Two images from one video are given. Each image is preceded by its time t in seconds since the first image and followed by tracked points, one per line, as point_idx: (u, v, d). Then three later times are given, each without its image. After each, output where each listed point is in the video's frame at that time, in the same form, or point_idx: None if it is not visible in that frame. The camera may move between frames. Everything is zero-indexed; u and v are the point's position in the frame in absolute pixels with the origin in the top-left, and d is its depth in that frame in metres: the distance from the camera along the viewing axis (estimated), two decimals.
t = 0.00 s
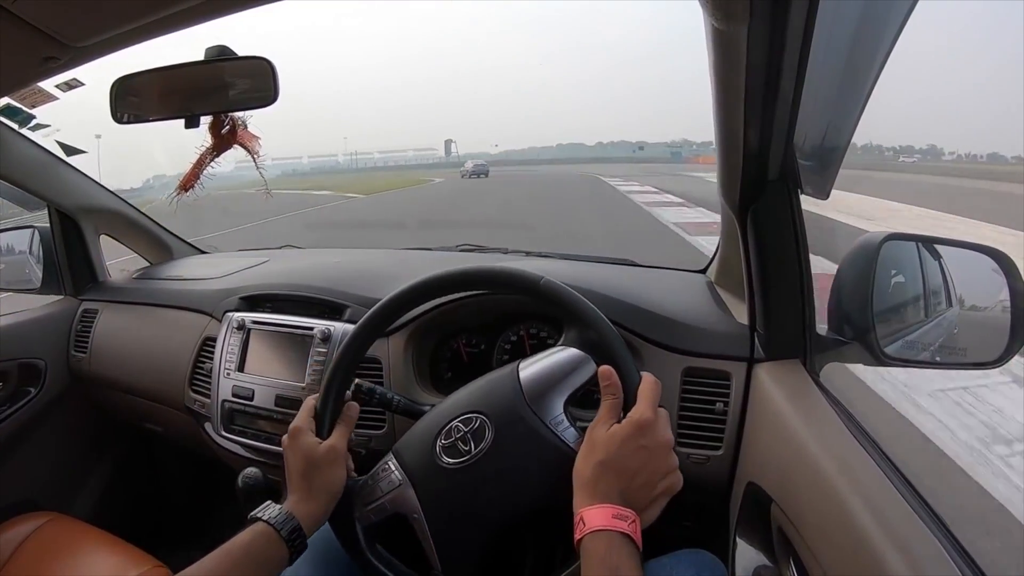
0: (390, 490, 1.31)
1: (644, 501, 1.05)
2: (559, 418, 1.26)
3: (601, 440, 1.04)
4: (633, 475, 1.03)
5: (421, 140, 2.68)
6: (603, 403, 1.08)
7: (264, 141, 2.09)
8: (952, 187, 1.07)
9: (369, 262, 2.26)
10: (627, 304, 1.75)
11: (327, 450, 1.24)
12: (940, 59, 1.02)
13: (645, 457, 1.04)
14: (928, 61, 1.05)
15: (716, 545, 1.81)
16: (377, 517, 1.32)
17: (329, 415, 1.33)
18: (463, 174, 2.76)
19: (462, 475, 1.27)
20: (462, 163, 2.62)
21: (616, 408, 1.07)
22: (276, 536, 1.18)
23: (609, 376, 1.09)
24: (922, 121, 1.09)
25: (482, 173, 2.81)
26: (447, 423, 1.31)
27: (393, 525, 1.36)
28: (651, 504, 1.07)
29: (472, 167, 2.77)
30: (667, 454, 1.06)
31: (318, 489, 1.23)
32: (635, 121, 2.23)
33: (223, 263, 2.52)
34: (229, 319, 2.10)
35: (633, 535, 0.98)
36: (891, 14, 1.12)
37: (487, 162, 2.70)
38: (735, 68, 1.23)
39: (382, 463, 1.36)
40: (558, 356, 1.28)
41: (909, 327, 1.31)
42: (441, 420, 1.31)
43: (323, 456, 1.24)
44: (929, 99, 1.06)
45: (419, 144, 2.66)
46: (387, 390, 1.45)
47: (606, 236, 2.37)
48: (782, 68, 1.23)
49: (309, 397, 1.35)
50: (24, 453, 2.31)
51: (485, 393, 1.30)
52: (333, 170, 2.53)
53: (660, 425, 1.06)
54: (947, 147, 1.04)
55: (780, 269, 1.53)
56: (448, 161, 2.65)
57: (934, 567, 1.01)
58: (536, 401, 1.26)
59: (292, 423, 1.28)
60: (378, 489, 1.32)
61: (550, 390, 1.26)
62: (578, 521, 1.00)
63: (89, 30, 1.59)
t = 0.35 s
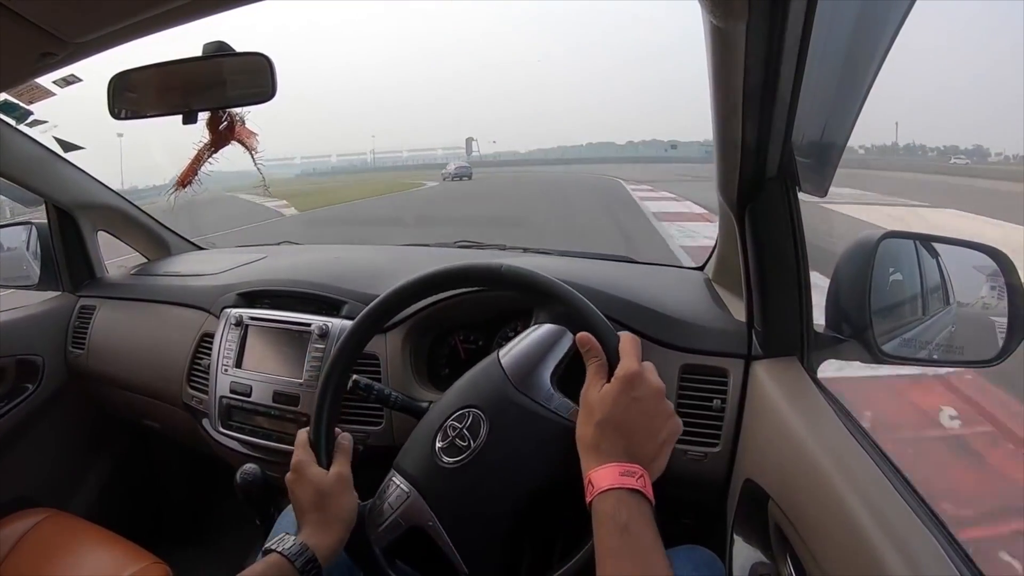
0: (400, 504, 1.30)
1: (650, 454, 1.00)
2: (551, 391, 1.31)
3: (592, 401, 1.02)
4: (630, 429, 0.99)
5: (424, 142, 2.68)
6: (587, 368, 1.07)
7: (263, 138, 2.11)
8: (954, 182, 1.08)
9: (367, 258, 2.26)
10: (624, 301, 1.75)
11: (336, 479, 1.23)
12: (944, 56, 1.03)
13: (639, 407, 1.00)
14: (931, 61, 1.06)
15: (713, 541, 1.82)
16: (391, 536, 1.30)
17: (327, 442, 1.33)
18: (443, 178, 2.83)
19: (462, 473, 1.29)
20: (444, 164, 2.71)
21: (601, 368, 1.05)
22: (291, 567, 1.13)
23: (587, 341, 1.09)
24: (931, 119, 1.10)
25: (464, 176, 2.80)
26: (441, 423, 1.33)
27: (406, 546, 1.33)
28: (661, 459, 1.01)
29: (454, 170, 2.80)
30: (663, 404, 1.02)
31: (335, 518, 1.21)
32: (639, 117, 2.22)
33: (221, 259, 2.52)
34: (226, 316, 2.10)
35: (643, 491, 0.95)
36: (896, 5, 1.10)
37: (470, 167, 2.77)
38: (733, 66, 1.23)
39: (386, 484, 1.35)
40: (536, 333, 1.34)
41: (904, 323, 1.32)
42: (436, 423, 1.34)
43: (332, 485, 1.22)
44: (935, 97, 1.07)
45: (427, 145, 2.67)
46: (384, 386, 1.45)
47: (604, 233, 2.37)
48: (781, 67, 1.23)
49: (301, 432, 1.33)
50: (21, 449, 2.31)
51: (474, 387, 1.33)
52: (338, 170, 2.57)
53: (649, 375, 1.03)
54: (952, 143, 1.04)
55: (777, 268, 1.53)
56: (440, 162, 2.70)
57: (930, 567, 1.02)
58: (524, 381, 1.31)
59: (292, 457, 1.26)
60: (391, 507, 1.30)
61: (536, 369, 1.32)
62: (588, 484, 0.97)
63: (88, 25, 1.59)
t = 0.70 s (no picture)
0: (416, 520, 1.31)
1: (644, 404, 0.96)
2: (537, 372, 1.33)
3: (576, 366, 1.00)
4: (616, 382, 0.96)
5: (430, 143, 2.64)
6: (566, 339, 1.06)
7: (263, 133, 2.08)
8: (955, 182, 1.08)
9: (366, 258, 2.26)
10: (623, 302, 1.75)
11: (349, 512, 1.29)
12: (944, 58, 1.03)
13: (621, 359, 0.97)
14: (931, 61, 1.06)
15: (711, 542, 1.82)
16: (415, 554, 1.31)
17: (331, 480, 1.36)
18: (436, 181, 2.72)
19: (464, 474, 1.30)
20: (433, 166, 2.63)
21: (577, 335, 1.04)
22: None
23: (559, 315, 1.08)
24: (932, 120, 1.10)
25: (455, 178, 2.68)
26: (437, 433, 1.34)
27: (431, 564, 1.34)
28: (659, 407, 0.98)
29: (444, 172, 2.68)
30: (647, 353, 0.99)
31: (355, 551, 1.25)
32: (639, 118, 2.21)
33: (220, 259, 2.52)
34: (225, 316, 2.10)
35: (644, 443, 0.92)
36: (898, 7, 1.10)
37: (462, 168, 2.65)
38: (732, 67, 1.23)
39: (397, 504, 1.35)
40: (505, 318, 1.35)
41: (903, 325, 1.32)
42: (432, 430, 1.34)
43: (347, 519, 1.28)
44: (939, 98, 1.07)
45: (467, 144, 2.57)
46: (383, 387, 1.45)
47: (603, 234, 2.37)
48: (780, 68, 1.23)
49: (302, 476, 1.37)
50: (20, 449, 2.31)
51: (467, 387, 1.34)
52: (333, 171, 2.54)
53: (624, 327, 1.00)
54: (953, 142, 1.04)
55: (777, 269, 1.53)
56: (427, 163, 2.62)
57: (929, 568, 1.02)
58: (508, 368, 1.32)
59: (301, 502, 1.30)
60: (407, 529, 1.31)
61: (517, 352, 1.33)
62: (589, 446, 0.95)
63: (88, 25, 1.59)
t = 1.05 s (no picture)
0: (417, 525, 1.34)
1: (634, 390, 0.98)
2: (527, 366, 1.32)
3: (566, 358, 1.02)
4: (604, 371, 0.98)
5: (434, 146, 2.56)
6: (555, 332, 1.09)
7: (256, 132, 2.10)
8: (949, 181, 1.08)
9: (361, 258, 2.26)
10: (617, 302, 1.75)
11: (351, 523, 1.30)
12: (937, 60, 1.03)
13: (607, 348, 0.99)
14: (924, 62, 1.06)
15: (705, 541, 1.82)
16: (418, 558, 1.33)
17: (327, 490, 1.37)
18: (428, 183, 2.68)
19: (460, 472, 1.32)
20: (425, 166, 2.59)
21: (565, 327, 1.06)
22: None
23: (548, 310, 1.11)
24: (927, 118, 1.10)
25: (448, 181, 2.65)
26: (432, 433, 1.37)
27: (434, 566, 1.37)
28: (649, 393, 1.00)
29: (437, 173, 2.65)
30: (634, 341, 1.01)
31: (359, 557, 1.26)
32: (634, 119, 2.21)
33: (214, 259, 2.52)
34: (219, 316, 2.10)
35: (635, 430, 0.94)
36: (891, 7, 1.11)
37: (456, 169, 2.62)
38: (726, 68, 1.24)
39: (398, 510, 1.38)
40: (492, 315, 1.37)
41: (897, 325, 1.33)
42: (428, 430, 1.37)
43: (350, 529, 1.28)
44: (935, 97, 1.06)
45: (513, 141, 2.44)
46: (378, 386, 1.45)
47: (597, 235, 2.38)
48: (774, 68, 1.23)
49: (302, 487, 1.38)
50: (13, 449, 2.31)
51: (459, 387, 1.36)
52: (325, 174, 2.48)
53: (609, 316, 1.02)
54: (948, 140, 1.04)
55: (771, 269, 1.53)
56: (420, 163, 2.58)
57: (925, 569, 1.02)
58: (500, 366, 1.32)
59: (300, 515, 1.29)
60: (409, 535, 1.33)
61: (506, 347, 1.33)
62: (582, 434, 0.97)
63: (81, 24, 1.58)
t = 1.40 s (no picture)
0: (426, 528, 1.33)
1: (629, 373, 1.01)
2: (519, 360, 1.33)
3: (558, 345, 1.04)
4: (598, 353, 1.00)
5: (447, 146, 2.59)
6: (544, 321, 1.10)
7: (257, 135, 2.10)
8: (951, 176, 1.08)
9: (361, 258, 2.26)
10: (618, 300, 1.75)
11: (360, 532, 1.36)
12: (935, 59, 1.04)
13: (599, 333, 1.01)
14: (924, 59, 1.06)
15: (706, 539, 1.82)
16: (430, 561, 1.33)
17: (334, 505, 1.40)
18: (425, 183, 2.65)
19: (463, 471, 1.32)
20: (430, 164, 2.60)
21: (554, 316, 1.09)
22: None
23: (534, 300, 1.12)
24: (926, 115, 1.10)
25: (445, 181, 2.68)
26: (434, 434, 1.37)
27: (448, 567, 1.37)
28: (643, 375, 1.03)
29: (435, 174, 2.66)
30: (625, 324, 1.04)
31: (370, 567, 1.32)
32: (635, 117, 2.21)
33: (215, 259, 2.52)
34: (220, 316, 2.10)
35: (634, 411, 0.96)
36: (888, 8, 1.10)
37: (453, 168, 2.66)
38: (725, 66, 1.24)
39: (406, 516, 1.38)
40: (479, 314, 1.38)
41: (898, 324, 1.33)
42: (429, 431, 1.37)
43: (359, 539, 1.35)
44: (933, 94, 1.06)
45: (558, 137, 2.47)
46: (379, 386, 1.45)
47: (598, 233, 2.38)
48: (773, 67, 1.23)
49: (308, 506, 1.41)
50: (14, 450, 2.31)
51: (458, 387, 1.35)
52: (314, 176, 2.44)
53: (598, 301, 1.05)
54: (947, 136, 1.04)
55: (771, 267, 1.53)
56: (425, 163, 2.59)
57: (926, 567, 1.01)
58: (491, 362, 1.34)
59: (310, 532, 1.35)
60: (421, 541, 1.33)
61: (496, 343, 1.34)
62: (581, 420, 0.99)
63: (80, 27, 1.59)
